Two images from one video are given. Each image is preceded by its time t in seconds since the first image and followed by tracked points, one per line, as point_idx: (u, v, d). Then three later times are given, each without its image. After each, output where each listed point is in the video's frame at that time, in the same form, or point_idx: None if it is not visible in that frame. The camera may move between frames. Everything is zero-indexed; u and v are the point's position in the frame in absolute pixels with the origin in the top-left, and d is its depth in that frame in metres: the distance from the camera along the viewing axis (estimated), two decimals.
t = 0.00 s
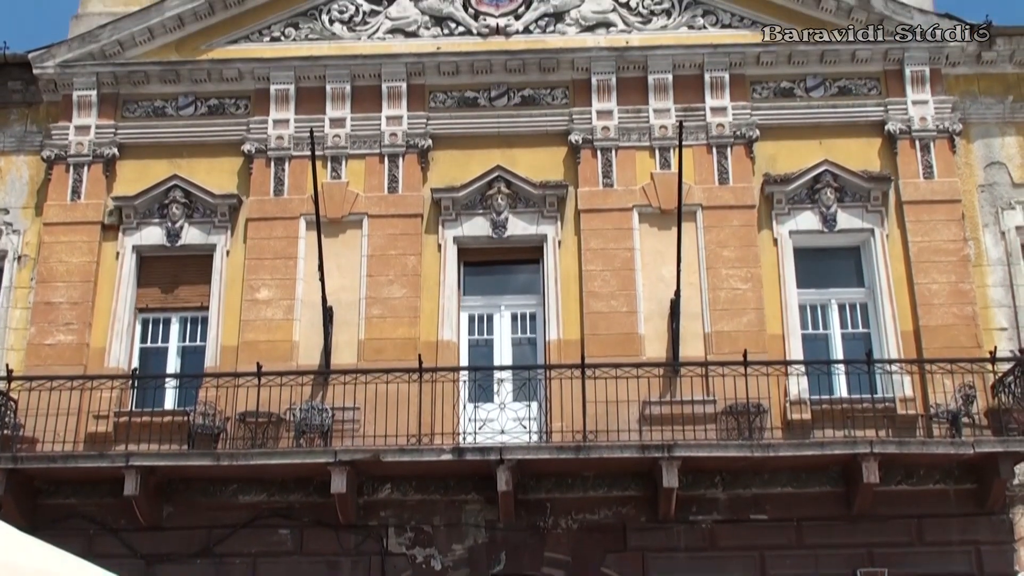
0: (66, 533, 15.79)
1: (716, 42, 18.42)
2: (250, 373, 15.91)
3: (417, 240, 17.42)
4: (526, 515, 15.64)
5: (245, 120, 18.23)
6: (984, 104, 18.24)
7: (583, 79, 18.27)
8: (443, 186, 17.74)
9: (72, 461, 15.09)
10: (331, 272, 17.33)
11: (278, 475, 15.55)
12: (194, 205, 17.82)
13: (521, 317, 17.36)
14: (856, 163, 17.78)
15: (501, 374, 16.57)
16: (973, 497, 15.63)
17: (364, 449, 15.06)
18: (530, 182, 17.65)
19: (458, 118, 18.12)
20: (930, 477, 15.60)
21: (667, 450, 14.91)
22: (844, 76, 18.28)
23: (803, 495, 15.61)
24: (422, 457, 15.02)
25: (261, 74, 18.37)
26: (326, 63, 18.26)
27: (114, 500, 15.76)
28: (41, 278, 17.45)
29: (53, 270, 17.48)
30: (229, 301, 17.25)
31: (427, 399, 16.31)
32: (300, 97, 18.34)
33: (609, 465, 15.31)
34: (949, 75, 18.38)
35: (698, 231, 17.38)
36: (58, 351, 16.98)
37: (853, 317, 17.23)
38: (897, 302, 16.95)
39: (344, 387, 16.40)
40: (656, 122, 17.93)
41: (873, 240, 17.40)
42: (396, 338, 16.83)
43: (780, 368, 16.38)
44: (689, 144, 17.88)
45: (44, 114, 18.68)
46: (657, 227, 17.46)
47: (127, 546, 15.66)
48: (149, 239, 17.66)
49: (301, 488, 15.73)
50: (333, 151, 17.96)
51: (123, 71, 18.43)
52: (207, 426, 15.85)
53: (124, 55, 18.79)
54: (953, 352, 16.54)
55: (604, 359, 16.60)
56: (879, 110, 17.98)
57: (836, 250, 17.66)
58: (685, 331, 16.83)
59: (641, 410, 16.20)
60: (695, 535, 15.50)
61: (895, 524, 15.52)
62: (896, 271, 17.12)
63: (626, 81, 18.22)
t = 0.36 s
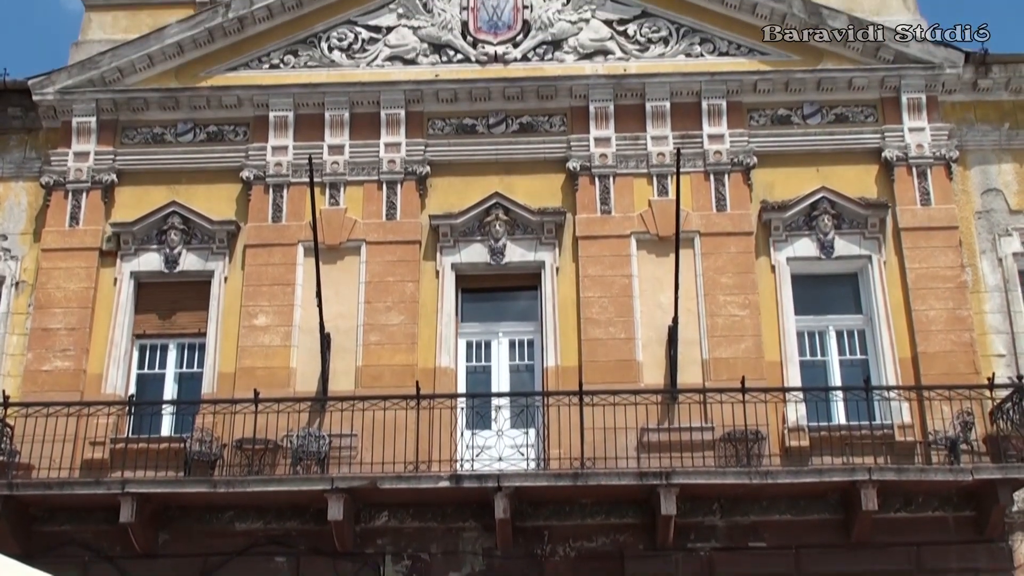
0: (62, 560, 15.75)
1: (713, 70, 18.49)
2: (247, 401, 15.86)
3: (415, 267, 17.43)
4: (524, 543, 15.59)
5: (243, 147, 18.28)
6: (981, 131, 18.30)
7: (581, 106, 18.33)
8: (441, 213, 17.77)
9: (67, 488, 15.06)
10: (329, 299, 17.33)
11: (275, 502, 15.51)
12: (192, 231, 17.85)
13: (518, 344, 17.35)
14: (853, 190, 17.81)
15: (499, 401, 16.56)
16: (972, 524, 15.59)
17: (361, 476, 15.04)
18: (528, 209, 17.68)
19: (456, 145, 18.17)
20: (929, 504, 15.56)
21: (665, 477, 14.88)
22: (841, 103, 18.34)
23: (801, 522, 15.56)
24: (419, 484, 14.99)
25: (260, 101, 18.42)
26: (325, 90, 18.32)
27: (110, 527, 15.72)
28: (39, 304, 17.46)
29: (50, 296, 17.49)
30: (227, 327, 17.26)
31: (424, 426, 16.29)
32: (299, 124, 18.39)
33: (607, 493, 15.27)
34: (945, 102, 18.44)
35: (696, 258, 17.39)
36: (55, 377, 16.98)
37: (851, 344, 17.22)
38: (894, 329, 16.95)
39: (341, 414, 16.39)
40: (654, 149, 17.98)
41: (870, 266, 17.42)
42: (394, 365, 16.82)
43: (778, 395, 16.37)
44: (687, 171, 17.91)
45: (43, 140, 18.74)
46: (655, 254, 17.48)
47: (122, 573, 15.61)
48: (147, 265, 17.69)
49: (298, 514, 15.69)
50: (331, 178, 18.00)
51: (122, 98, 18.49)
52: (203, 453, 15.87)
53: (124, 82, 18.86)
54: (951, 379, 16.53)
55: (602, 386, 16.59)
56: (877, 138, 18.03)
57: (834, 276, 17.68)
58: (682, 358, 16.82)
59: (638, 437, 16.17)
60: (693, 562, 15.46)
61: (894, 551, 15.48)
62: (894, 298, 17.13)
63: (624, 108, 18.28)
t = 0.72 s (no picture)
0: None
1: (710, 98, 18.55)
2: (244, 428, 15.82)
3: (412, 294, 17.44)
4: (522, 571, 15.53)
5: (242, 175, 18.32)
6: (977, 159, 18.35)
7: (578, 133, 18.38)
8: (439, 240, 17.79)
9: (63, 515, 15.01)
10: (326, 326, 17.32)
11: (271, 530, 15.46)
12: (190, 258, 17.87)
13: (516, 372, 17.34)
14: (850, 217, 17.84)
15: (496, 429, 16.55)
16: (972, 552, 15.53)
17: (358, 503, 15.00)
18: (526, 236, 17.71)
19: (454, 173, 18.21)
20: (928, 532, 15.51)
21: (662, 505, 14.85)
22: (838, 131, 18.39)
23: (800, 550, 15.50)
24: (416, 511, 14.95)
25: (258, 129, 18.47)
26: (323, 117, 18.37)
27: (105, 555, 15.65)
28: (36, 331, 17.46)
29: (48, 323, 17.49)
30: (225, 354, 17.25)
31: (422, 453, 16.26)
32: (297, 151, 18.43)
33: (605, 520, 15.23)
34: (941, 130, 18.51)
35: (694, 285, 17.40)
36: (52, 404, 16.95)
37: (849, 371, 17.21)
38: (892, 356, 16.95)
39: (338, 442, 16.36)
40: (651, 177, 18.02)
41: (868, 293, 17.42)
42: (391, 392, 16.81)
43: (776, 423, 16.35)
44: (685, 199, 17.95)
45: (42, 168, 18.78)
46: (653, 281, 17.49)
47: None
48: (145, 292, 17.69)
49: (294, 543, 15.63)
50: (329, 205, 18.04)
51: (121, 125, 18.55)
52: (200, 479, 15.75)
53: (123, 109, 18.91)
54: (949, 407, 16.51)
55: (600, 414, 16.57)
56: (873, 165, 18.08)
57: (832, 304, 17.69)
58: (680, 386, 16.81)
59: (637, 465, 16.14)
60: None
61: None
62: (891, 325, 17.14)
63: (621, 135, 18.32)
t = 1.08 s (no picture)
0: None
1: (708, 127, 18.61)
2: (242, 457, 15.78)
3: (411, 322, 17.44)
4: None
5: (241, 203, 18.35)
6: (975, 188, 18.39)
7: (577, 162, 18.42)
8: (438, 269, 17.80)
9: (59, 544, 14.98)
10: (324, 354, 17.31)
11: (268, 559, 15.40)
12: (188, 285, 17.87)
13: (514, 400, 17.32)
14: (848, 246, 17.86)
15: (495, 458, 16.53)
16: None
17: (356, 532, 14.97)
18: (525, 264, 17.72)
19: (453, 202, 18.24)
20: (928, 561, 15.45)
21: (661, 534, 14.82)
22: (836, 160, 18.44)
23: None
24: (414, 540, 14.91)
25: (257, 157, 18.51)
26: (322, 146, 18.41)
27: None
28: (34, 359, 17.44)
29: (45, 351, 17.48)
30: (223, 382, 17.23)
31: (420, 482, 16.23)
32: (296, 180, 18.47)
33: (604, 549, 15.17)
34: (939, 160, 18.56)
35: (692, 313, 17.40)
36: (49, 432, 16.93)
37: (848, 400, 17.20)
38: (891, 385, 16.94)
39: (336, 470, 16.33)
40: (650, 206, 18.06)
41: (866, 322, 17.43)
42: (390, 420, 16.78)
43: (775, 452, 16.33)
44: (683, 227, 17.97)
45: (42, 196, 18.81)
46: (651, 309, 17.50)
47: None
48: (143, 320, 17.69)
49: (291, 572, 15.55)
50: (328, 233, 18.05)
51: (121, 154, 18.59)
52: (197, 508, 15.77)
53: (123, 138, 18.96)
54: (948, 435, 16.49)
55: (598, 443, 16.54)
56: (871, 194, 18.11)
57: (831, 332, 17.69)
58: (679, 415, 16.80)
59: (635, 493, 16.11)
60: None
61: None
62: (890, 353, 17.13)
63: (620, 164, 18.36)
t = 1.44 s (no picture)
0: None
1: (706, 155, 18.65)
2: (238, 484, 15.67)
3: (409, 348, 17.43)
4: None
5: (240, 230, 18.38)
6: (972, 217, 18.42)
7: (575, 189, 18.45)
8: (436, 295, 17.81)
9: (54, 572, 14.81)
10: (322, 381, 17.30)
11: None
12: (186, 311, 17.86)
13: (512, 427, 17.30)
14: (846, 274, 17.88)
15: (492, 485, 16.51)
16: None
17: (353, 560, 14.92)
18: (523, 291, 17.73)
19: (452, 229, 18.27)
20: None
21: (659, 562, 14.77)
22: (834, 188, 18.48)
23: None
24: (411, 568, 14.85)
25: (256, 183, 18.55)
26: (321, 173, 18.45)
27: None
28: (31, 384, 17.42)
29: (43, 376, 17.46)
30: (220, 408, 17.21)
31: (418, 509, 16.19)
32: (295, 206, 18.49)
33: None
34: (936, 188, 18.60)
35: (690, 340, 17.40)
36: (45, 458, 16.89)
37: (846, 428, 17.17)
38: (889, 413, 16.92)
39: (333, 497, 16.30)
40: (648, 233, 18.08)
41: (864, 350, 17.42)
42: (387, 447, 16.75)
43: (774, 480, 16.30)
44: (681, 255, 18.00)
45: (40, 222, 18.83)
46: (650, 336, 17.49)
47: None
48: (141, 346, 17.68)
49: None
50: (327, 260, 18.07)
51: (120, 180, 18.62)
52: (193, 535, 15.77)
53: (122, 164, 19.00)
54: (947, 464, 16.46)
55: (596, 470, 16.51)
56: (869, 222, 18.14)
57: (829, 360, 17.68)
58: (677, 442, 16.77)
59: (633, 521, 16.07)
60: None
61: None
62: (888, 381, 17.12)
63: (618, 192, 18.39)
